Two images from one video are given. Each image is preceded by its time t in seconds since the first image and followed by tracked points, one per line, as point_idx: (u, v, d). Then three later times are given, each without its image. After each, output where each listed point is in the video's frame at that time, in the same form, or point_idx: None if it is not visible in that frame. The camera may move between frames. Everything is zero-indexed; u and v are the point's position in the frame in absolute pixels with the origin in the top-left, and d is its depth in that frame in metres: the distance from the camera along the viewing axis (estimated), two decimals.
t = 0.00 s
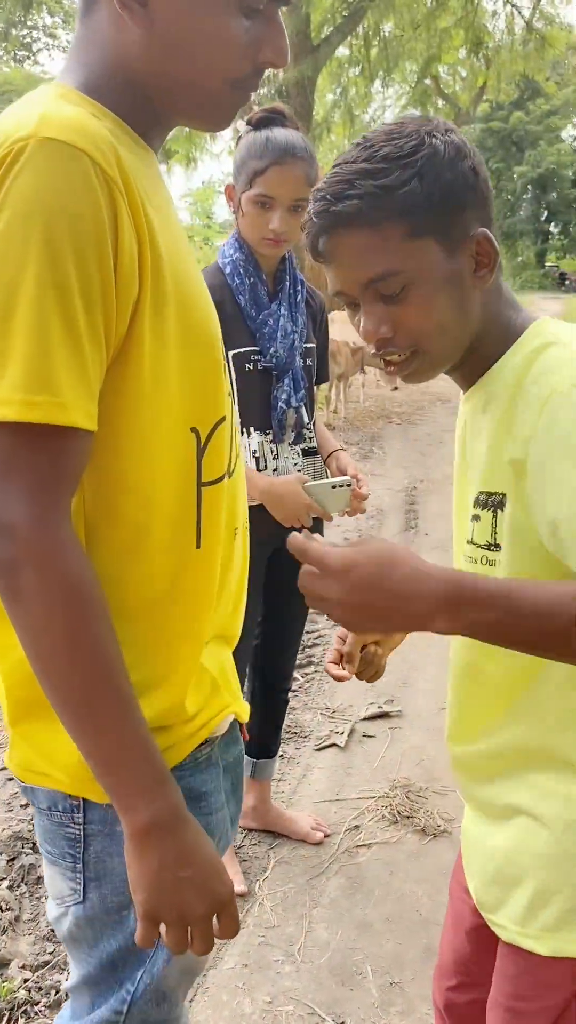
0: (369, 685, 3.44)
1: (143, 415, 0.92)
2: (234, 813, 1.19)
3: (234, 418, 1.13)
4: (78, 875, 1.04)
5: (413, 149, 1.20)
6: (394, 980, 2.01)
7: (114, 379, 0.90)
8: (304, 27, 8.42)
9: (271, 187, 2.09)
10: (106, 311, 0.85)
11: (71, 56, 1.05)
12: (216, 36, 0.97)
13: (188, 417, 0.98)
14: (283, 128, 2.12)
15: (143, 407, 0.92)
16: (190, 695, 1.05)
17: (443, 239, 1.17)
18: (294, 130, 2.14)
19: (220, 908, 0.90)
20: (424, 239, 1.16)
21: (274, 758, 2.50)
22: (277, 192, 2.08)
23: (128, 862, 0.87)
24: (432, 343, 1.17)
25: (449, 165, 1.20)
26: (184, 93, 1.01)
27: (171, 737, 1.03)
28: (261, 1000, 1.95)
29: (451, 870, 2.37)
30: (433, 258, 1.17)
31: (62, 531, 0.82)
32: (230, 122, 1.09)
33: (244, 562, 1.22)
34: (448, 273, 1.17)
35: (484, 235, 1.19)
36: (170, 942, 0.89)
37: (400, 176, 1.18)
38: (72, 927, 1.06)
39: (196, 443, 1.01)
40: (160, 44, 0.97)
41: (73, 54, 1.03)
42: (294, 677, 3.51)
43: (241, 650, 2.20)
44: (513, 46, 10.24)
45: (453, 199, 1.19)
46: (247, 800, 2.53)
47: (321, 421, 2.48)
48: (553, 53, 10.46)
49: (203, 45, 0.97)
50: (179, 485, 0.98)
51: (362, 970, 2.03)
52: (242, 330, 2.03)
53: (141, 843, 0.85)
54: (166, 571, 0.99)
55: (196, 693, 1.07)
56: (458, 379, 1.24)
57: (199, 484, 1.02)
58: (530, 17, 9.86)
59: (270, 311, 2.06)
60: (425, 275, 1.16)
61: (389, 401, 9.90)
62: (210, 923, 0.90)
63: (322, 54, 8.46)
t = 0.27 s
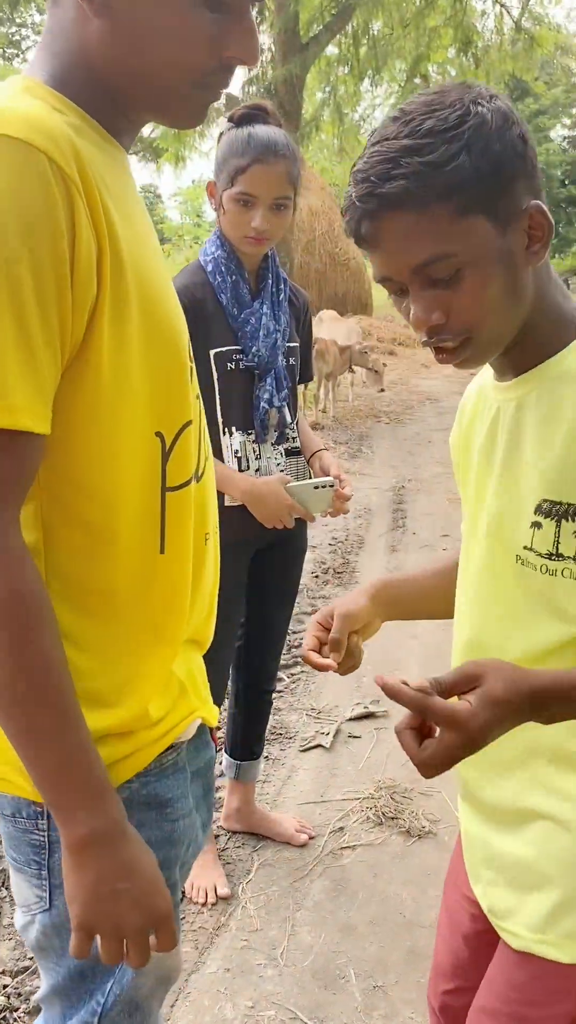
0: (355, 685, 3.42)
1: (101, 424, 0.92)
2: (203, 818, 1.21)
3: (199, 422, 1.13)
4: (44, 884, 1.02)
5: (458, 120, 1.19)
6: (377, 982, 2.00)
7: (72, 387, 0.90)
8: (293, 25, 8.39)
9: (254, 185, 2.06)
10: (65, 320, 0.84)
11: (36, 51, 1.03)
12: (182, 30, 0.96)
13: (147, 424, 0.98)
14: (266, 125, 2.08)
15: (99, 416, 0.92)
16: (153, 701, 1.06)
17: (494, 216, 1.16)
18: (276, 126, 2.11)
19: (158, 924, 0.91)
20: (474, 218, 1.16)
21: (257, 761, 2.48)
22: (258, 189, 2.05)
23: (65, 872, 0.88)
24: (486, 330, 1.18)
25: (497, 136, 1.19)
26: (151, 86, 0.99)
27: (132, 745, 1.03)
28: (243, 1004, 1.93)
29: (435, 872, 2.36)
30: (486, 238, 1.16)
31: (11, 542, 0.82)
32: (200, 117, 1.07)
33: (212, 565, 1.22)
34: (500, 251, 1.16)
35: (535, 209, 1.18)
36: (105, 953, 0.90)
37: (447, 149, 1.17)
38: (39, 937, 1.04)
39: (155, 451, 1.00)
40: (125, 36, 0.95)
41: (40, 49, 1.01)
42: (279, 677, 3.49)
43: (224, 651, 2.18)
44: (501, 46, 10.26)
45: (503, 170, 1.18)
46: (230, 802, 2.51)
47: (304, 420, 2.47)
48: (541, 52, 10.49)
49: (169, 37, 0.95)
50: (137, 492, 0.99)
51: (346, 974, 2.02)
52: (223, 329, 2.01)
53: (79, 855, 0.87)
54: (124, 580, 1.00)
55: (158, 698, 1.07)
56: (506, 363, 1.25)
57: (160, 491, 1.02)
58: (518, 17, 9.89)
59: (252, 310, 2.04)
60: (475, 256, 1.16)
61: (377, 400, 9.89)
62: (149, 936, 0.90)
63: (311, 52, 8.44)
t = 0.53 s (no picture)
0: (340, 686, 3.40)
1: (65, 429, 0.90)
2: (176, 829, 1.19)
3: (167, 426, 1.11)
4: (10, 898, 0.99)
5: (526, 90, 1.10)
6: (359, 988, 1.98)
7: (33, 393, 0.87)
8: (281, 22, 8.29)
9: (234, 182, 2.00)
10: (23, 321, 0.82)
11: None
12: (146, 26, 0.93)
13: (112, 429, 0.96)
14: (246, 122, 2.03)
15: (61, 419, 0.89)
16: (121, 710, 1.04)
17: (556, 197, 1.08)
18: (257, 124, 2.06)
19: (122, 939, 0.90)
20: (534, 200, 1.09)
21: (240, 764, 2.46)
22: (236, 187, 2.01)
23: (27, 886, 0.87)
24: (532, 329, 1.12)
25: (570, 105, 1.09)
26: (116, 83, 0.97)
27: (101, 756, 1.01)
28: (223, 1011, 1.91)
29: (418, 875, 2.34)
30: (544, 223, 1.09)
31: None
32: (167, 112, 1.05)
33: (184, 572, 1.20)
34: (561, 235, 1.09)
35: None
36: (67, 969, 0.89)
37: (508, 123, 1.09)
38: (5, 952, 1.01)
39: (121, 455, 0.99)
40: (87, 33, 0.92)
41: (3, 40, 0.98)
42: (264, 679, 3.47)
43: (206, 654, 2.15)
44: (489, 44, 10.24)
45: (572, 144, 1.09)
46: (212, 806, 2.49)
47: (287, 420, 2.44)
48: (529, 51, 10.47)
49: (131, 33, 0.93)
50: (103, 499, 0.97)
51: (327, 980, 2.00)
52: (203, 328, 1.99)
53: (40, 871, 0.86)
54: (90, 588, 0.97)
55: (127, 707, 1.06)
56: (569, 355, 1.20)
57: (125, 497, 1.00)
58: (506, 16, 9.86)
59: (233, 309, 2.01)
60: (530, 240, 1.09)
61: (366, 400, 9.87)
62: (111, 951, 0.90)
63: (299, 50, 8.28)
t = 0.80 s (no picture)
0: (323, 686, 3.38)
1: (20, 426, 0.86)
2: (142, 841, 1.15)
3: (129, 427, 1.07)
4: None
5: None
6: (337, 994, 1.95)
7: None
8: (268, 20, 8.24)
9: (208, 178, 1.96)
10: None
11: None
12: (100, 9, 0.90)
13: (70, 426, 0.92)
14: (218, 115, 1.97)
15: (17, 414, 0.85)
16: (83, 721, 1.00)
17: None
18: (231, 117, 2.00)
19: (97, 955, 0.86)
20: None
21: (219, 767, 2.43)
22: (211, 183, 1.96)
23: None
24: (571, 320, 1.04)
25: None
26: (71, 69, 0.94)
27: (62, 768, 0.97)
28: (199, 1019, 1.88)
29: (399, 879, 2.32)
30: None
31: None
32: (127, 99, 1.02)
33: (151, 579, 1.16)
34: None
35: None
36: (40, 990, 0.85)
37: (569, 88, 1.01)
38: None
39: (81, 453, 0.94)
40: (39, 16, 0.89)
41: None
42: (247, 680, 3.44)
43: (184, 657, 2.12)
44: (477, 43, 10.22)
45: None
46: (191, 810, 2.46)
47: (267, 418, 2.41)
48: (517, 51, 10.46)
49: (85, 17, 0.90)
50: (60, 499, 0.92)
51: (305, 986, 1.98)
52: (179, 326, 1.96)
53: (5, 887, 0.81)
54: (49, 593, 0.93)
55: (90, 717, 1.01)
56: None
57: (85, 496, 0.96)
58: (494, 16, 9.85)
59: (209, 306, 1.98)
60: None
61: (353, 399, 9.84)
62: (86, 972, 0.85)
63: (286, 49, 8.21)
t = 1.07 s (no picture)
0: (311, 687, 3.37)
1: None
2: (124, 852, 1.14)
3: (110, 430, 1.05)
4: None
5: None
6: (323, 998, 1.95)
7: None
8: (257, 18, 8.22)
9: (194, 175, 1.94)
10: None
11: None
12: (77, 4, 0.89)
13: (48, 429, 0.90)
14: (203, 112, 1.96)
15: None
16: (63, 732, 0.97)
17: None
18: (216, 115, 1.99)
19: (72, 970, 0.84)
20: None
21: (206, 769, 2.41)
22: (197, 180, 1.94)
23: None
24: None
25: None
26: (50, 66, 0.92)
27: (43, 779, 0.94)
28: None
29: (386, 882, 2.31)
30: None
31: None
32: (107, 96, 1.01)
33: (134, 585, 1.14)
34: None
35: None
36: (15, 1006, 0.83)
37: None
38: None
39: (61, 455, 0.92)
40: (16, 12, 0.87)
41: None
42: (235, 681, 3.42)
43: (171, 659, 2.10)
44: (467, 42, 10.23)
45: None
46: (177, 812, 2.44)
47: (255, 418, 2.40)
48: (507, 50, 10.48)
49: (63, 13, 0.89)
50: (39, 503, 0.89)
51: (292, 990, 1.96)
52: (165, 326, 1.94)
53: None
54: (27, 601, 0.90)
55: (69, 728, 0.98)
56: None
57: (64, 501, 0.93)
58: (484, 16, 9.86)
59: (195, 306, 1.96)
60: None
61: (343, 398, 9.83)
62: (61, 987, 0.84)
63: (276, 47, 8.19)
